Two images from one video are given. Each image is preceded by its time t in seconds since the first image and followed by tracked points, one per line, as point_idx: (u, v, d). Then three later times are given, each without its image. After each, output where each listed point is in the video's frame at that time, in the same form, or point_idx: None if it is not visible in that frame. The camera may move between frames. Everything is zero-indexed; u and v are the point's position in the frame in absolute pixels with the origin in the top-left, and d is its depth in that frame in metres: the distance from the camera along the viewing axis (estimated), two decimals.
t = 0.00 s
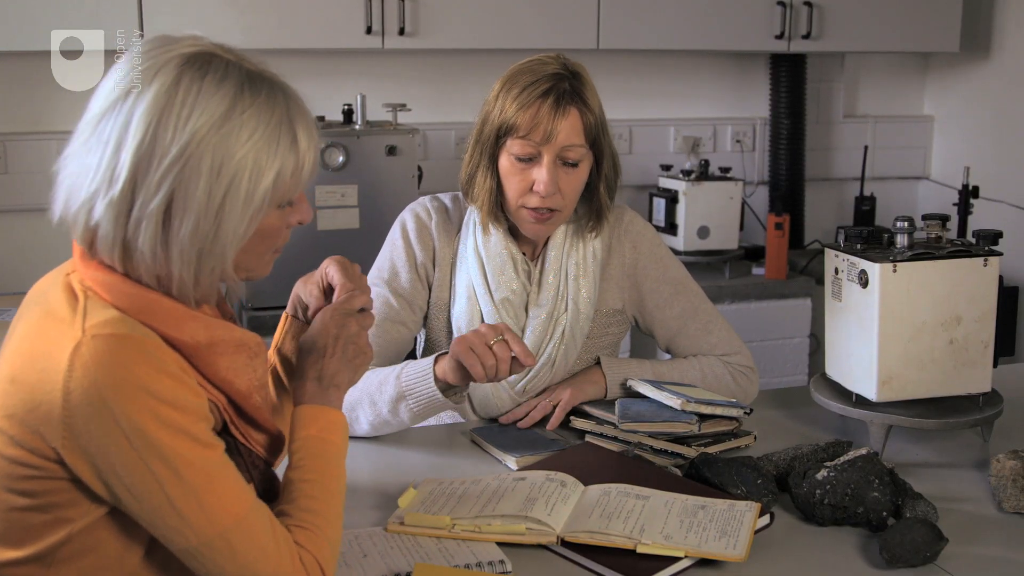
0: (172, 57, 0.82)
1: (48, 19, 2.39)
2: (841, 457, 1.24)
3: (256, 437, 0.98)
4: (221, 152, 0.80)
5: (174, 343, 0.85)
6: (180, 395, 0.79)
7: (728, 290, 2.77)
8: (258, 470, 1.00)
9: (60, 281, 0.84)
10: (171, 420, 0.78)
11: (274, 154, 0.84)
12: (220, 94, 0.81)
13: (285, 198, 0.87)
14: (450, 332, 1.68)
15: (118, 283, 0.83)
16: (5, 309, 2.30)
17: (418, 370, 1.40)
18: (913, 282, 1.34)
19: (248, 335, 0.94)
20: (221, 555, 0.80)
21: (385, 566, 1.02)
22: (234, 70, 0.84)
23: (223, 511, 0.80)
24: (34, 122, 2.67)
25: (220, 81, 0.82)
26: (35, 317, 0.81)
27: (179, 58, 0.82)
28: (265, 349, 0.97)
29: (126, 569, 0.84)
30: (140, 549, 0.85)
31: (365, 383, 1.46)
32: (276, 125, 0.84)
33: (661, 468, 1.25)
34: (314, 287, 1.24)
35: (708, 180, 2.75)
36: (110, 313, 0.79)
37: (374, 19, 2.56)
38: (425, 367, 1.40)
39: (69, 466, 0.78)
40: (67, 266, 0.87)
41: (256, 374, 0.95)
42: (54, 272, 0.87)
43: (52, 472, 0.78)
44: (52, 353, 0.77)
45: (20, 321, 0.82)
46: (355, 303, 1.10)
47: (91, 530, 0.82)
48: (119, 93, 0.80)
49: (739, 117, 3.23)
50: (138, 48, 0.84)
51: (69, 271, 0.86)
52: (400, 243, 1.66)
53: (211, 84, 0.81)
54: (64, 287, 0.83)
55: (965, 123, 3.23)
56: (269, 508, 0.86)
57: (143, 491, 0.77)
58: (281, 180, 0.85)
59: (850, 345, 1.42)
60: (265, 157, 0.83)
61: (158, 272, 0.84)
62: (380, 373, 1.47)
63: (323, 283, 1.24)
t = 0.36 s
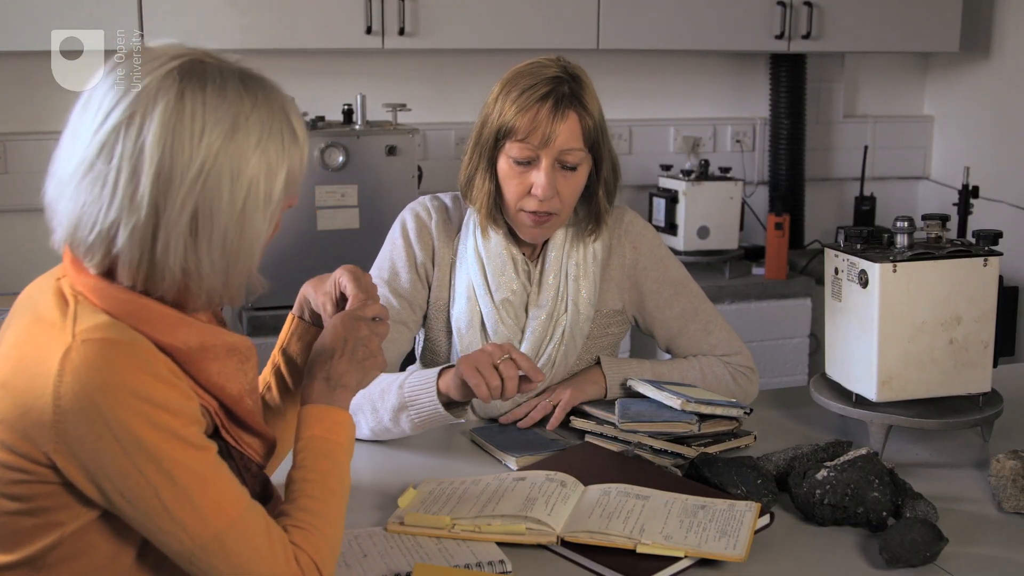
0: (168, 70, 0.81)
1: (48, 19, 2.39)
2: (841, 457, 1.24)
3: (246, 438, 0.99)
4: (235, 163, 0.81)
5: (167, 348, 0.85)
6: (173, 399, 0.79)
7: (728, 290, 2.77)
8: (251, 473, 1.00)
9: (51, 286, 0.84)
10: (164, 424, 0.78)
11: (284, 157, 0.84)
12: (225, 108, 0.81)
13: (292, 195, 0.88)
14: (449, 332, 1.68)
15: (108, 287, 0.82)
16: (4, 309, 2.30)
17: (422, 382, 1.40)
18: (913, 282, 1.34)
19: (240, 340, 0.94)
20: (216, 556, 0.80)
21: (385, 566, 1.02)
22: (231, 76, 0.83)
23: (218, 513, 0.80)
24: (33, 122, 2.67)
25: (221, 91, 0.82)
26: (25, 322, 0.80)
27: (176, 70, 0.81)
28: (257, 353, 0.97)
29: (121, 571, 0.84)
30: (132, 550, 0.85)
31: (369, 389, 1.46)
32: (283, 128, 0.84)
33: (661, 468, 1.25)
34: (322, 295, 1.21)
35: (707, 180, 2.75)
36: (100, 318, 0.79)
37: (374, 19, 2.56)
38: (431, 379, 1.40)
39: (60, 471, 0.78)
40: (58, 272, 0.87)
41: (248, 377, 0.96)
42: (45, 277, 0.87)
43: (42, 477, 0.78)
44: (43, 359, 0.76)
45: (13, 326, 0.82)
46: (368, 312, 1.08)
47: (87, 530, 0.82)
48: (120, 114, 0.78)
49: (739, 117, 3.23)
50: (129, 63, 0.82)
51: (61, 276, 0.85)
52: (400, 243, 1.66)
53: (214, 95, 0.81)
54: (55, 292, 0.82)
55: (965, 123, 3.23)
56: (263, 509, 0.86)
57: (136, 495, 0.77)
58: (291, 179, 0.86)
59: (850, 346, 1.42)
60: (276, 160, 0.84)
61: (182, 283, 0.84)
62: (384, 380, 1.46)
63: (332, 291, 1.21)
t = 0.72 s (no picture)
0: (160, 74, 0.80)
1: (47, 19, 2.39)
2: (841, 457, 1.24)
3: (244, 442, 0.98)
4: (229, 164, 0.81)
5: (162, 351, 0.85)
6: (167, 401, 0.79)
7: (727, 290, 2.77)
8: (247, 475, 1.00)
9: (48, 289, 0.84)
10: (159, 427, 0.78)
11: (279, 156, 0.85)
12: (219, 109, 0.81)
13: (288, 193, 0.88)
14: (448, 331, 1.68)
15: (102, 290, 0.82)
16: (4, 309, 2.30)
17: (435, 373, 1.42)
18: (913, 282, 1.34)
19: (234, 343, 0.94)
20: (214, 558, 0.81)
21: (385, 566, 1.02)
22: (222, 78, 0.83)
23: (215, 516, 0.80)
24: (33, 122, 2.67)
25: (214, 93, 0.81)
26: (22, 325, 0.81)
27: (167, 74, 0.81)
28: (253, 357, 0.98)
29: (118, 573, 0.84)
30: (129, 553, 0.85)
31: (375, 381, 1.46)
32: (276, 127, 0.85)
33: (661, 468, 1.25)
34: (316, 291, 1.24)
35: (707, 180, 2.75)
36: (95, 321, 0.79)
37: (374, 19, 2.56)
38: (441, 367, 1.42)
39: (56, 474, 0.77)
40: (56, 274, 0.87)
41: (244, 381, 0.96)
42: (43, 280, 0.87)
43: (39, 481, 0.78)
44: (38, 363, 0.76)
45: (8, 329, 0.82)
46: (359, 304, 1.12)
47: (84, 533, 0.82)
48: (112, 120, 0.78)
49: (739, 117, 3.23)
50: (120, 69, 0.82)
51: (57, 279, 0.85)
52: (398, 243, 1.66)
53: (207, 98, 0.81)
54: (51, 295, 0.82)
55: (965, 123, 3.23)
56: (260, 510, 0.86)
57: (132, 499, 0.77)
58: (286, 177, 0.86)
59: (850, 346, 1.42)
60: (271, 159, 0.84)
61: (184, 285, 0.84)
62: (391, 371, 1.47)
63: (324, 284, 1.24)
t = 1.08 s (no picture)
0: (158, 74, 0.80)
1: (47, 19, 2.39)
2: (841, 456, 1.24)
3: (243, 445, 0.98)
4: (228, 165, 0.81)
5: (160, 353, 0.85)
6: (165, 405, 0.79)
7: (727, 290, 2.77)
8: (247, 478, 1.00)
9: (47, 290, 0.84)
10: (156, 430, 0.78)
11: (278, 156, 0.84)
12: (218, 108, 0.81)
13: (288, 191, 0.88)
14: (444, 327, 1.68)
15: (101, 291, 0.82)
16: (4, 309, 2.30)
17: (446, 390, 1.40)
18: (913, 282, 1.34)
19: (235, 346, 0.94)
20: (212, 561, 0.80)
21: (385, 566, 1.02)
22: (221, 77, 0.83)
23: (214, 519, 0.80)
24: (33, 122, 2.67)
25: (211, 93, 0.81)
26: (20, 327, 0.81)
27: (165, 73, 0.81)
28: (253, 358, 0.98)
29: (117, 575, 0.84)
30: (128, 556, 0.85)
31: (385, 389, 1.45)
32: (275, 126, 0.84)
33: (661, 468, 1.25)
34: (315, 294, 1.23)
35: (707, 179, 2.74)
36: (93, 324, 0.79)
37: (374, 19, 2.56)
38: (455, 389, 1.40)
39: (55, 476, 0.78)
40: (55, 275, 0.87)
41: (243, 383, 0.96)
42: (42, 281, 0.87)
43: (38, 483, 0.78)
44: (37, 366, 0.76)
45: (7, 328, 0.82)
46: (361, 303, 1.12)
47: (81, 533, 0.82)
48: (111, 121, 0.78)
49: (738, 116, 3.23)
50: (119, 68, 0.82)
51: (57, 279, 0.85)
52: (395, 240, 1.66)
53: (205, 97, 0.81)
54: (51, 296, 0.82)
55: (965, 123, 3.23)
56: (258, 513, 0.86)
57: (130, 502, 0.77)
58: (287, 175, 0.86)
59: (849, 346, 1.42)
60: (270, 158, 0.84)
61: (185, 285, 0.84)
62: (401, 381, 1.46)
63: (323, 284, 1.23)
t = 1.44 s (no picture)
0: (156, 63, 0.81)
1: (48, 19, 2.39)
2: (840, 457, 1.24)
3: (241, 441, 0.98)
4: (216, 153, 0.80)
5: (158, 346, 0.85)
6: (156, 405, 0.78)
7: (726, 290, 2.77)
8: (247, 476, 0.99)
9: (47, 287, 0.84)
10: (145, 431, 0.76)
11: (268, 153, 0.84)
12: (211, 96, 0.81)
13: (278, 194, 0.87)
14: (445, 326, 1.68)
15: (103, 284, 0.82)
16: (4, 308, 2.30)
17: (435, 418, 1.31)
18: (912, 282, 1.34)
19: (232, 340, 0.94)
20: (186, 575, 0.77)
21: (385, 566, 1.02)
22: (222, 72, 0.83)
23: (192, 530, 0.77)
24: (33, 122, 2.67)
25: (208, 83, 0.82)
26: (21, 324, 0.80)
27: (165, 60, 0.82)
28: (252, 356, 0.98)
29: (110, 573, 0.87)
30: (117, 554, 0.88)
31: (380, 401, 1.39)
32: (268, 124, 0.84)
33: (661, 468, 1.25)
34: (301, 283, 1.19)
35: (707, 179, 2.74)
36: (93, 321, 0.78)
37: (374, 19, 2.56)
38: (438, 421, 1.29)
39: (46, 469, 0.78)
40: (54, 272, 0.86)
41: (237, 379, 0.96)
42: (41, 279, 0.87)
43: (30, 477, 0.79)
44: (35, 358, 0.76)
45: (8, 326, 0.82)
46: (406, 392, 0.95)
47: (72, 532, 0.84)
48: (106, 100, 0.79)
49: (738, 117, 3.23)
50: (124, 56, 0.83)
51: (56, 276, 0.85)
52: (395, 238, 1.66)
53: (200, 86, 0.81)
54: (51, 293, 0.82)
55: (964, 123, 3.23)
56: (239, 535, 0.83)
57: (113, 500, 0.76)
58: (276, 175, 0.85)
59: (849, 346, 1.42)
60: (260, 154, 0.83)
61: (162, 276, 0.83)
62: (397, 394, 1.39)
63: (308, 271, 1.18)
